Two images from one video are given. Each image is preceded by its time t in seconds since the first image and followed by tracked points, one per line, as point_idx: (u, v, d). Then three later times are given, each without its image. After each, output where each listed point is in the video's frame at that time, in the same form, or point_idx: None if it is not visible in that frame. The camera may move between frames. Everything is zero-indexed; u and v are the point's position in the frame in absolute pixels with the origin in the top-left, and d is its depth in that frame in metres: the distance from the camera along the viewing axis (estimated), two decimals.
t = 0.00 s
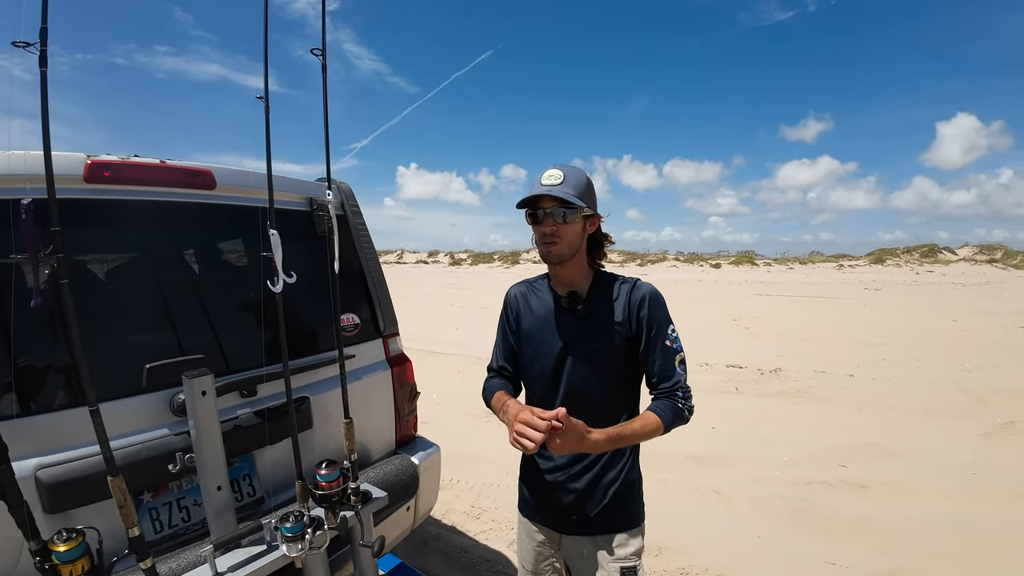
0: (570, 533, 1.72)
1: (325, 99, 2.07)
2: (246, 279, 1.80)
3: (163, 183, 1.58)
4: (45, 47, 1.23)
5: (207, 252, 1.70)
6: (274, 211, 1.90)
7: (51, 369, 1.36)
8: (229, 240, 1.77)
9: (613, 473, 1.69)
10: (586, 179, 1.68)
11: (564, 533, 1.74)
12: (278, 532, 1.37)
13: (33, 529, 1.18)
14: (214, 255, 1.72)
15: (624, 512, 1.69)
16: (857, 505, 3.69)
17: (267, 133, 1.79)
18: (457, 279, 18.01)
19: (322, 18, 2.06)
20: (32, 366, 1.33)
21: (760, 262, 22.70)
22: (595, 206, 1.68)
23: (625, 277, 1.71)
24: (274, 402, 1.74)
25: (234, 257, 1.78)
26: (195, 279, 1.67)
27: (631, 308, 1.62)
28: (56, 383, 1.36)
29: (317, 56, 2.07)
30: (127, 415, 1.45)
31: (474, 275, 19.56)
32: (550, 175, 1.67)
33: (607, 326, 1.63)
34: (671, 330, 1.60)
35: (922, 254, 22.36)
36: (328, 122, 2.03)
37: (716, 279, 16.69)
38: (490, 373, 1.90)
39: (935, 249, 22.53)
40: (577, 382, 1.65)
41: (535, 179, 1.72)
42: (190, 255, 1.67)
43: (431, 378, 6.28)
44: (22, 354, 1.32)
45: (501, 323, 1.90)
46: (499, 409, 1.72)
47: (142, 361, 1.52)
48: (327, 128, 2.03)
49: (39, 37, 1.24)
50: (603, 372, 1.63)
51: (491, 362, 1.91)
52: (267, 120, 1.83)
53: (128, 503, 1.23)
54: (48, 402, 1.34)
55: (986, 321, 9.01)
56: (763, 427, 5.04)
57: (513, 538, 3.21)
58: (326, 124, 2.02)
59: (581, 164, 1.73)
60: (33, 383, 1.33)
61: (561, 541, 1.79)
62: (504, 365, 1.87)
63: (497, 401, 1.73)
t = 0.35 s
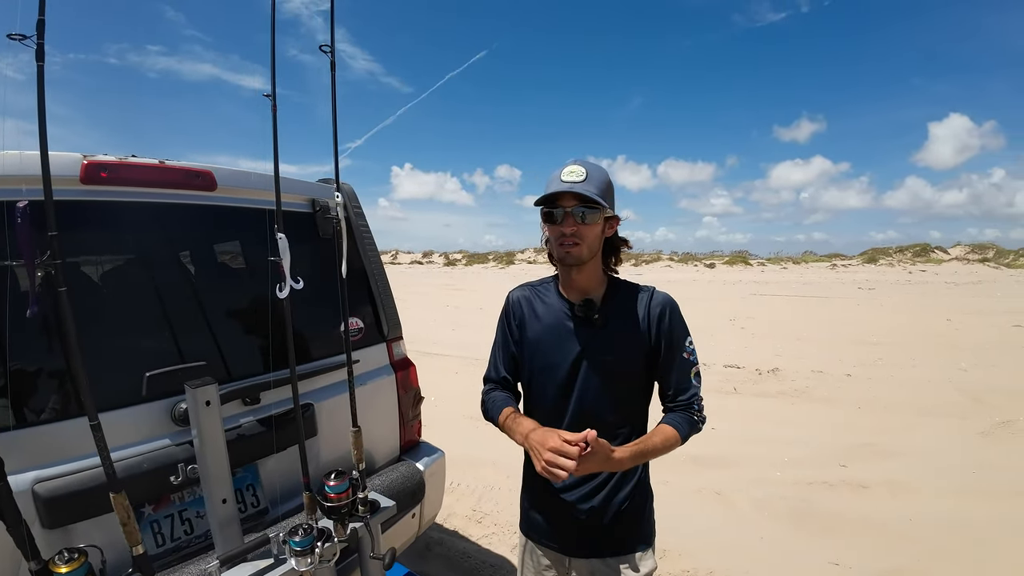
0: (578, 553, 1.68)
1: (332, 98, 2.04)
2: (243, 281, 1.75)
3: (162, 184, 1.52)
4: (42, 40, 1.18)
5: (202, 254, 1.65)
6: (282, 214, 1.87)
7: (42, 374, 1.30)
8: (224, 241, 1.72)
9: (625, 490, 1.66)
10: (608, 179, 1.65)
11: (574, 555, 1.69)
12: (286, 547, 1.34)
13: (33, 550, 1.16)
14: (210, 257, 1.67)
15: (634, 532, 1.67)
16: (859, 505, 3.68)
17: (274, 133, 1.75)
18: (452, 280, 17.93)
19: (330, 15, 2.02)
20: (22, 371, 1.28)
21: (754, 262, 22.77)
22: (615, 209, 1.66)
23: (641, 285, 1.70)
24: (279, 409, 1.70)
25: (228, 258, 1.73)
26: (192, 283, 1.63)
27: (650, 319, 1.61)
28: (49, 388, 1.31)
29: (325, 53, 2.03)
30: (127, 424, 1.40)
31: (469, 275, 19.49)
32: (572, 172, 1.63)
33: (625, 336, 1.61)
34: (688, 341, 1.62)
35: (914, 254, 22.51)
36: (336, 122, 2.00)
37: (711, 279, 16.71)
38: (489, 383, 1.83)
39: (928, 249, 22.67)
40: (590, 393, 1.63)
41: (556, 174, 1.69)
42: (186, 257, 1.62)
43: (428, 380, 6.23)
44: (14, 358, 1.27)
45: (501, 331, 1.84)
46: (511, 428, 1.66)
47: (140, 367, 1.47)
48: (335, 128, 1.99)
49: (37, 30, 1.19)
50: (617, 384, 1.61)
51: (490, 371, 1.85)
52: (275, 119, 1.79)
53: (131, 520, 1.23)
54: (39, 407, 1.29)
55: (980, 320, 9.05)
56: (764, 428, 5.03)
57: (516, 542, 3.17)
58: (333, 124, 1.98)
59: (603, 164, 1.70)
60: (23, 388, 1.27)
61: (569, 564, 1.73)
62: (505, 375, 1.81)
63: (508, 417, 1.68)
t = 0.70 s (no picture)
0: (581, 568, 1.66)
1: (336, 98, 2.03)
2: (240, 283, 1.73)
3: (161, 184, 1.50)
4: (42, 36, 1.16)
5: (198, 255, 1.63)
6: (285, 214, 1.86)
7: (36, 378, 1.28)
8: (221, 242, 1.69)
9: (629, 505, 1.65)
10: (610, 176, 1.64)
11: (576, 569, 1.67)
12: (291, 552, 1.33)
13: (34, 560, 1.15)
14: (207, 259, 1.65)
15: (640, 550, 1.64)
16: (857, 502, 3.69)
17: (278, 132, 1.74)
18: (447, 281, 17.89)
19: (331, 13, 2.01)
20: (16, 374, 1.25)
21: (747, 262, 22.89)
22: (616, 207, 1.64)
23: (645, 287, 1.69)
24: (281, 412, 1.68)
25: (224, 260, 1.70)
26: (190, 285, 1.60)
27: (656, 322, 1.60)
28: (43, 392, 1.28)
29: (329, 53, 2.02)
30: (127, 429, 1.38)
31: (464, 276, 19.45)
32: (573, 169, 1.62)
33: (629, 340, 1.60)
34: (696, 346, 1.60)
35: (906, 253, 22.66)
36: (340, 123, 1.99)
37: (705, 279, 16.77)
38: (488, 386, 1.84)
39: (920, 248, 22.83)
40: (593, 397, 1.61)
41: (556, 173, 1.68)
42: (181, 259, 1.59)
43: (425, 381, 6.20)
44: (10, 362, 1.25)
45: (502, 334, 1.84)
46: (503, 433, 1.67)
47: (139, 372, 1.44)
48: (339, 129, 1.98)
49: (36, 25, 1.17)
50: (621, 389, 1.59)
51: (491, 374, 1.85)
52: (277, 118, 1.78)
53: (134, 528, 1.22)
54: (33, 411, 1.26)
55: (973, 318, 9.12)
56: (761, 427, 5.04)
57: (516, 544, 3.16)
58: (338, 125, 1.98)
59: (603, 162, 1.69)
60: (17, 392, 1.24)
61: None
62: (505, 378, 1.81)
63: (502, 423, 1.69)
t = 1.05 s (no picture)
0: (569, 565, 1.69)
1: (331, 101, 2.04)
2: (233, 285, 1.74)
3: (155, 187, 1.50)
4: (39, 40, 1.17)
5: (191, 257, 1.64)
6: (279, 216, 1.87)
7: (30, 383, 1.28)
8: (213, 245, 1.70)
9: (617, 503, 1.66)
10: (594, 178, 1.66)
11: (564, 566, 1.70)
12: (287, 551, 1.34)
13: (32, 559, 1.16)
14: (199, 261, 1.66)
15: (628, 546, 1.67)
16: (847, 499, 3.74)
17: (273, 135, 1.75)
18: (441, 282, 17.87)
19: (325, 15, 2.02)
20: (10, 379, 1.25)
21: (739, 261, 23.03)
22: (600, 208, 1.66)
23: (633, 287, 1.71)
24: (275, 413, 1.69)
25: (216, 262, 1.71)
26: (183, 287, 1.61)
27: (642, 322, 1.62)
28: (36, 395, 1.28)
29: (325, 57, 2.04)
30: (122, 430, 1.39)
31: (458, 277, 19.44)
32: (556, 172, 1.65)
33: (616, 339, 1.62)
34: (681, 345, 1.62)
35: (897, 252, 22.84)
36: (335, 127, 2.01)
37: (698, 278, 16.85)
38: (488, 387, 1.89)
39: (910, 247, 23.04)
40: (581, 396, 1.64)
41: (542, 176, 1.71)
42: (174, 261, 1.60)
43: (419, 382, 6.20)
44: (5, 365, 1.25)
45: (496, 334, 1.88)
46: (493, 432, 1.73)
47: (134, 374, 1.46)
48: (334, 132, 2.00)
49: (33, 30, 1.18)
50: (608, 388, 1.62)
51: (490, 374, 1.90)
52: (273, 121, 1.79)
53: (132, 528, 1.23)
54: (26, 415, 1.26)
55: (961, 316, 9.23)
56: (754, 425, 5.09)
57: (511, 543, 3.18)
58: (332, 128, 1.99)
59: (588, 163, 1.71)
60: (10, 396, 1.24)
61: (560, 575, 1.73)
62: (499, 378, 1.86)
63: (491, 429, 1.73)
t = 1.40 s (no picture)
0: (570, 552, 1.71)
1: (332, 105, 2.05)
2: (232, 286, 1.74)
3: (157, 189, 1.52)
4: (46, 45, 1.18)
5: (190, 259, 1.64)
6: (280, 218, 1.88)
7: (26, 385, 1.28)
8: (211, 247, 1.70)
9: (617, 490, 1.68)
10: (597, 183, 1.69)
11: (565, 553, 1.72)
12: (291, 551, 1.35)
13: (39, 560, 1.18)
14: (197, 263, 1.66)
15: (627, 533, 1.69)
16: (842, 497, 3.78)
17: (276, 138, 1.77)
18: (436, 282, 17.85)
19: (326, 20, 2.03)
20: (6, 381, 1.24)
21: (734, 261, 23.12)
22: (602, 211, 1.69)
23: (630, 287, 1.73)
24: (277, 414, 1.70)
25: (214, 264, 1.71)
26: (183, 289, 1.62)
27: (641, 320, 1.64)
28: (31, 398, 1.28)
29: (326, 60, 2.05)
30: (124, 433, 1.40)
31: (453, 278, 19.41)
32: (560, 176, 1.67)
33: (615, 337, 1.64)
34: (677, 343, 1.65)
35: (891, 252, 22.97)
36: (336, 130, 2.02)
37: (693, 279, 16.90)
38: (493, 384, 1.92)
39: (904, 248, 23.18)
40: (582, 394, 1.66)
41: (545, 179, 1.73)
42: (172, 263, 1.61)
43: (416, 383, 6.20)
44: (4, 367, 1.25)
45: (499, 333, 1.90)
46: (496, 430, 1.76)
47: (136, 376, 1.46)
48: (335, 136, 2.01)
49: (40, 34, 1.19)
50: (608, 386, 1.64)
51: (494, 372, 1.93)
52: (275, 125, 1.80)
53: (138, 529, 1.25)
54: (23, 417, 1.26)
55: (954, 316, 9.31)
56: (749, 424, 5.12)
57: (510, 543, 3.19)
58: (334, 132, 2.01)
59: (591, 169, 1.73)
60: (5, 400, 1.24)
61: (562, 562, 1.75)
62: (503, 375, 1.89)
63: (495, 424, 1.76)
